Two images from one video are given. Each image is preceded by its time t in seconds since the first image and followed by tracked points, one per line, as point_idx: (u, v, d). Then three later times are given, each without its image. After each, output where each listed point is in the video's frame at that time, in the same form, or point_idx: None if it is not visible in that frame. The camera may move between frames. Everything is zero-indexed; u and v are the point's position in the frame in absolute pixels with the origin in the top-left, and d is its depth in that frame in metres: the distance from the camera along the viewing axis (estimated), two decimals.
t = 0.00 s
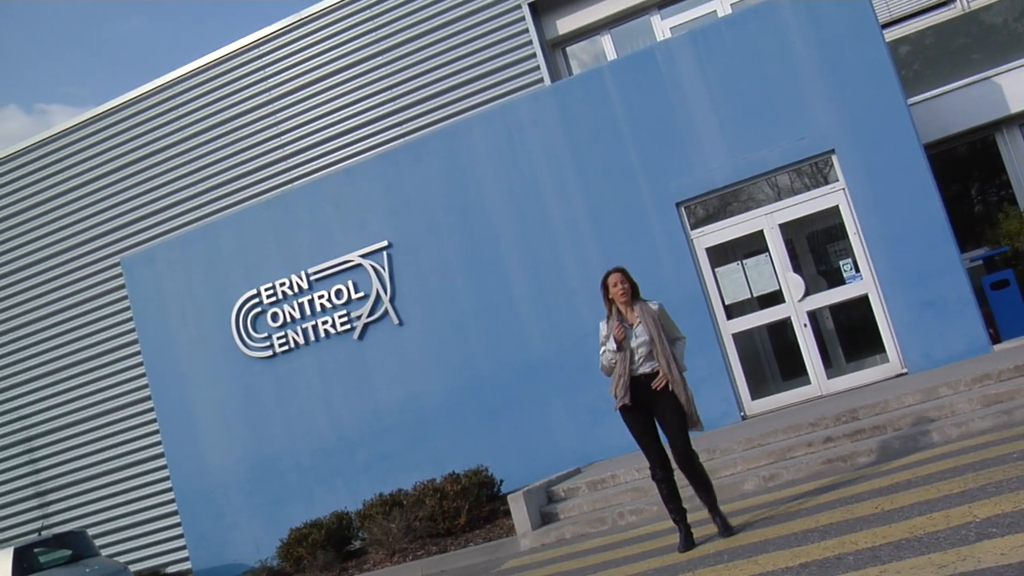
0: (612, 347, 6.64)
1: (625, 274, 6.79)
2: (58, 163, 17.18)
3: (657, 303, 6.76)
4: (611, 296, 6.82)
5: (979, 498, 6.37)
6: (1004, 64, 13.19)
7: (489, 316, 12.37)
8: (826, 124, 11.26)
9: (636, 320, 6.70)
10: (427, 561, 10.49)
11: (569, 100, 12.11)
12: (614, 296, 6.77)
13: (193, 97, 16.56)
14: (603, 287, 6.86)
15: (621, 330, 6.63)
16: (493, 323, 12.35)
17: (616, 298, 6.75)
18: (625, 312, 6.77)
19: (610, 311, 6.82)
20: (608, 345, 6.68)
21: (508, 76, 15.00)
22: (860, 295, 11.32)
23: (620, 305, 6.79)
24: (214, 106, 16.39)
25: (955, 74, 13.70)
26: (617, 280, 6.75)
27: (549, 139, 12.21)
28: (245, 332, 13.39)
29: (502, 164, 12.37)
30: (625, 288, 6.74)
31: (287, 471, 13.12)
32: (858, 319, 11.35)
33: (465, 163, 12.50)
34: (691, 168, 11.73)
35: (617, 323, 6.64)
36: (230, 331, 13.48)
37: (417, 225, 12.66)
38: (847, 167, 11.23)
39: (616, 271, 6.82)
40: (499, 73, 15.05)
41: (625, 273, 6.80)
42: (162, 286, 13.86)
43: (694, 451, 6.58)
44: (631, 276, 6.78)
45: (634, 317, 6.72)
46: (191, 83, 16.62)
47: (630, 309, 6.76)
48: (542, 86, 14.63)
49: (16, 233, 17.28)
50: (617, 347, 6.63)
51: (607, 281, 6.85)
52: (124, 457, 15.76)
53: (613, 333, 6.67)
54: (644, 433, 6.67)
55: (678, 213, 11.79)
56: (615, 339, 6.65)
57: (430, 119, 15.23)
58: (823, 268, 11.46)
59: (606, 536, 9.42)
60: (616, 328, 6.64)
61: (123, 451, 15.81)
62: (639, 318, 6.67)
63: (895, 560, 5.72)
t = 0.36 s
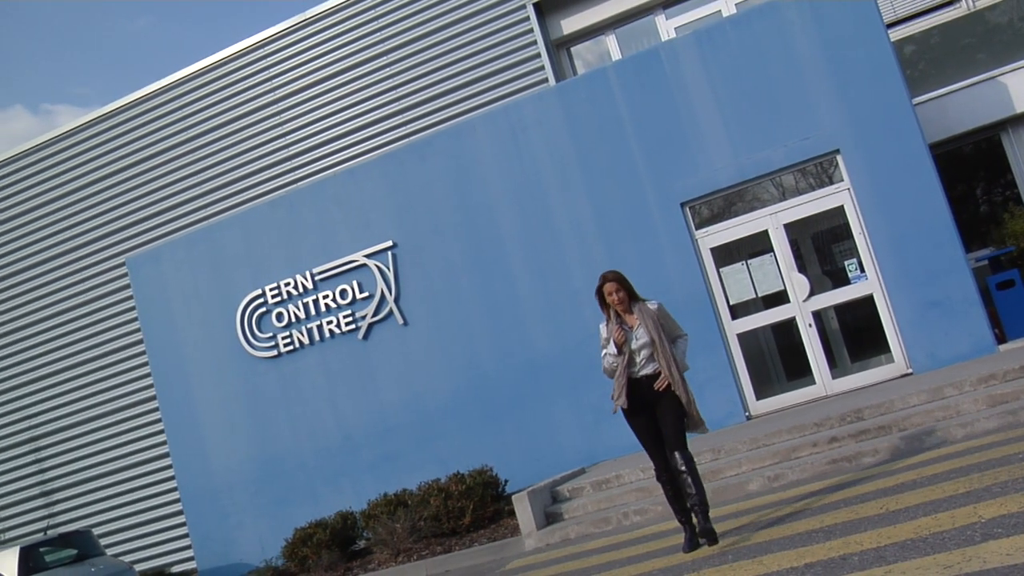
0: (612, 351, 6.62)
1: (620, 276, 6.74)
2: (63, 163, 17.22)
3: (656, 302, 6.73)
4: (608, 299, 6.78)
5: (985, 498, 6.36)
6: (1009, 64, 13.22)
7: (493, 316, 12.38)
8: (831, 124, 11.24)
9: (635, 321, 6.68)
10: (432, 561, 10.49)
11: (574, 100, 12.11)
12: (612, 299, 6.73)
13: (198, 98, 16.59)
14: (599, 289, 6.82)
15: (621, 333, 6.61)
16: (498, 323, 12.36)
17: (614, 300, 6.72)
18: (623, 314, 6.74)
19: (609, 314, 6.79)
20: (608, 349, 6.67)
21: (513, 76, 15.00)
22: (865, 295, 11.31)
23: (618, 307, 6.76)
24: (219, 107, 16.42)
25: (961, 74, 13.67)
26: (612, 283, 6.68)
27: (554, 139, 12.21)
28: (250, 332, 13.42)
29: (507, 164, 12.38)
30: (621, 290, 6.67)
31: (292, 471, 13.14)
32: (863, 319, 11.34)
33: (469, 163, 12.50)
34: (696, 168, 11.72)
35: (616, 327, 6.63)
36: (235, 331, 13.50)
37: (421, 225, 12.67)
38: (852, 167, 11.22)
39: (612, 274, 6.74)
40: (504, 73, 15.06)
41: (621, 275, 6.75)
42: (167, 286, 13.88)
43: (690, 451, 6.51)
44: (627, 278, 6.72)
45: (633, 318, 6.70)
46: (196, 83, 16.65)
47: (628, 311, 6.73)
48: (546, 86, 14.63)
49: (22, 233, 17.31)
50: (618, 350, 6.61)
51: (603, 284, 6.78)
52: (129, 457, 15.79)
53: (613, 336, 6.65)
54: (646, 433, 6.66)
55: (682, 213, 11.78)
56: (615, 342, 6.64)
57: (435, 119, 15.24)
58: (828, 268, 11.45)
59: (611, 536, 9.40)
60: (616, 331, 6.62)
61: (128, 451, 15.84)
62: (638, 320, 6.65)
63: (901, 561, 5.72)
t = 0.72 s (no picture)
0: (610, 353, 6.63)
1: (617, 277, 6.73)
2: (63, 164, 17.23)
3: (655, 302, 6.73)
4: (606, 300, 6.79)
5: (985, 498, 6.36)
6: (1009, 65, 13.22)
7: (494, 315, 12.38)
8: (832, 124, 11.24)
9: (633, 323, 6.66)
10: (432, 561, 10.50)
11: (574, 100, 12.11)
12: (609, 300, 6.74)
13: (198, 98, 16.59)
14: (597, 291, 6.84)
15: (619, 334, 6.62)
16: (497, 323, 12.37)
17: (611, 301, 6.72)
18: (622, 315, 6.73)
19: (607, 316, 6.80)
20: (607, 351, 6.66)
21: (513, 76, 15.01)
22: (866, 295, 11.30)
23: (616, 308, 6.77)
24: (219, 107, 16.42)
25: (961, 75, 13.67)
26: (605, 283, 6.62)
27: (555, 139, 12.21)
28: (251, 332, 13.42)
29: (507, 165, 12.38)
30: (617, 292, 6.61)
31: (292, 471, 13.14)
32: (863, 319, 11.33)
33: (470, 163, 12.51)
34: (696, 168, 11.72)
35: (614, 328, 6.64)
36: (236, 331, 13.51)
37: (422, 225, 12.68)
38: (852, 167, 11.21)
39: (609, 275, 6.65)
40: (504, 73, 15.06)
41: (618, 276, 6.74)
42: (168, 287, 13.88)
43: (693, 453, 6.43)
44: (623, 279, 6.67)
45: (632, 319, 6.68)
46: (196, 83, 16.65)
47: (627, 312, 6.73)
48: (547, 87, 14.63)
49: (22, 233, 17.31)
50: (616, 352, 6.61)
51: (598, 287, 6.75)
52: (130, 457, 15.79)
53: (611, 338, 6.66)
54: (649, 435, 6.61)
55: (683, 213, 11.78)
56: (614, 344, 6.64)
57: (435, 119, 15.24)
58: (828, 268, 11.45)
59: (611, 536, 9.40)
60: (614, 333, 6.63)
61: (128, 451, 15.84)
62: (637, 321, 6.63)
63: (901, 561, 5.72)
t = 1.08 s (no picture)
0: (615, 341, 6.49)
1: (625, 264, 6.59)
2: (63, 164, 17.22)
3: (663, 292, 6.55)
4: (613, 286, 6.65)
5: (986, 499, 6.36)
6: (1009, 64, 13.21)
7: (493, 315, 12.38)
8: (832, 124, 11.24)
9: (640, 311, 6.51)
10: (432, 561, 10.50)
11: (574, 100, 12.10)
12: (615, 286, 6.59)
13: (197, 98, 16.59)
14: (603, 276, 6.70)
15: (624, 323, 6.47)
16: (498, 323, 12.36)
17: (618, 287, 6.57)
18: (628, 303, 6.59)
19: (613, 303, 6.66)
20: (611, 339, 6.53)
21: (513, 76, 15.00)
22: (866, 295, 11.30)
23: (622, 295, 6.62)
24: (219, 107, 16.42)
25: (961, 75, 13.67)
26: (615, 269, 6.53)
27: (555, 139, 12.21)
28: (251, 332, 13.43)
29: (507, 165, 12.38)
30: (625, 276, 6.51)
31: (292, 471, 13.14)
32: (863, 319, 11.33)
33: (470, 163, 12.51)
34: (696, 168, 11.72)
35: (620, 316, 6.48)
36: (236, 332, 13.52)
37: (422, 225, 12.68)
38: (852, 167, 11.21)
39: (617, 262, 6.57)
40: (504, 73, 15.06)
41: (626, 262, 6.59)
42: (167, 287, 13.88)
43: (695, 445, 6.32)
44: (631, 266, 6.55)
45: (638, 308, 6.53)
46: (196, 83, 16.65)
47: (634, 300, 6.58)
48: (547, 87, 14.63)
49: (22, 233, 17.31)
50: (621, 341, 6.47)
51: (606, 272, 6.62)
52: (130, 457, 15.79)
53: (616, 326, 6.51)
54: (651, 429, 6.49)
55: (683, 213, 11.78)
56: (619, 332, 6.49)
57: (435, 119, 15.23)
58: (828, 268, 11.44)
59: (611, 537, 9.40)
60: (619, 321, 6.48)
61: (128, 451, 15.84)
62: (643, 310, 6.48)
63: (901, 561, 5.72)
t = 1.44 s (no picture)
0: (616, 340, 6.32)
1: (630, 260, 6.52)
2: (63, 164, 17.22)
3: (665, 292, 6.46)
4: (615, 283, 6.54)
5: (985, 499, 6.36)
6: (1009, 65, 13.21)
7: (493, 315, 12.38)
8: (832, 125, 11.24)
9: (641, 311, 6.39)
10: (432, 561, 10.50)
11: (574, 100, 12.10)
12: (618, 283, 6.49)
13: (197, 98, 16.59)
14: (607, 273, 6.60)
15: (627, 322, 6.33)
16: (497, 323, 12.36)
17: (622, 284, 6.48)
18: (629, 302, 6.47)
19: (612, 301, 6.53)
20: (611, 338, 6.37)
21: (513, 76, 15.01)
22: (865, 295, 11.30)
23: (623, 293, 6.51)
24: (218, 107, 16.42)
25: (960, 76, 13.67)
26: (620, 265, 6.46)
27: (554, 138, 12.21)
28: (251, 332, 13.43)
29: (507, 165, 12.38)
30: (631, 271, 6.44)
31: (292, 471, 13.14)
32: (863, 319, 11.33)
33: (470, 164, 12.51)
34: (696, 168, 11.72)
35: (623, 315, 6.34)
36: (236, 332, 13.51)
37: (422, 225, 12.68)
38: (852, 167, 11.21)
39: (621, 256, 6.51)
40: (504, 73, 15.07)
41: (631, 259, 6.53)
42: (168, 287, 13.88)
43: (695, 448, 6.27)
44: (636, 262, 6.49)
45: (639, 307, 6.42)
46: (195, 84, 16.65)
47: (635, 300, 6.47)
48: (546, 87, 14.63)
49: (22, 233, 17.31)
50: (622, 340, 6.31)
51: (610, 267, 6.55)
52: (130, 457, 15.79)
53: (618, 325, 6.37)
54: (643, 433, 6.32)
55: (683, 213, 11.78)
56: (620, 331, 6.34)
57: (435, 119, 15.23)
58: (827, 268, 11.45)
59: (611, 537, 9.40)
60: (622, 320, 6.34)
61: (128, 451, 15.84)
62: (645, 309, 6.36)
63: (901, 561, 5.71)
